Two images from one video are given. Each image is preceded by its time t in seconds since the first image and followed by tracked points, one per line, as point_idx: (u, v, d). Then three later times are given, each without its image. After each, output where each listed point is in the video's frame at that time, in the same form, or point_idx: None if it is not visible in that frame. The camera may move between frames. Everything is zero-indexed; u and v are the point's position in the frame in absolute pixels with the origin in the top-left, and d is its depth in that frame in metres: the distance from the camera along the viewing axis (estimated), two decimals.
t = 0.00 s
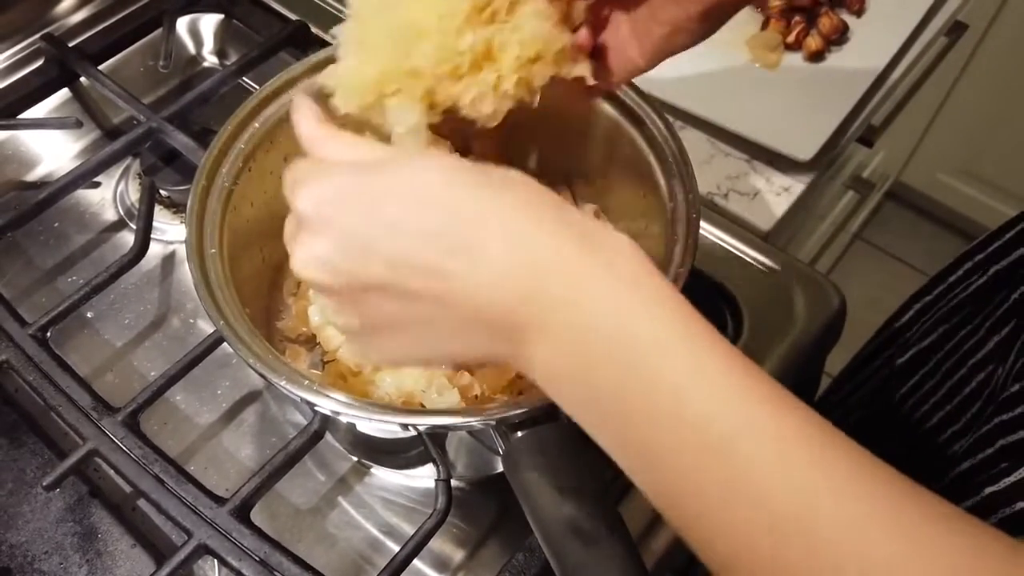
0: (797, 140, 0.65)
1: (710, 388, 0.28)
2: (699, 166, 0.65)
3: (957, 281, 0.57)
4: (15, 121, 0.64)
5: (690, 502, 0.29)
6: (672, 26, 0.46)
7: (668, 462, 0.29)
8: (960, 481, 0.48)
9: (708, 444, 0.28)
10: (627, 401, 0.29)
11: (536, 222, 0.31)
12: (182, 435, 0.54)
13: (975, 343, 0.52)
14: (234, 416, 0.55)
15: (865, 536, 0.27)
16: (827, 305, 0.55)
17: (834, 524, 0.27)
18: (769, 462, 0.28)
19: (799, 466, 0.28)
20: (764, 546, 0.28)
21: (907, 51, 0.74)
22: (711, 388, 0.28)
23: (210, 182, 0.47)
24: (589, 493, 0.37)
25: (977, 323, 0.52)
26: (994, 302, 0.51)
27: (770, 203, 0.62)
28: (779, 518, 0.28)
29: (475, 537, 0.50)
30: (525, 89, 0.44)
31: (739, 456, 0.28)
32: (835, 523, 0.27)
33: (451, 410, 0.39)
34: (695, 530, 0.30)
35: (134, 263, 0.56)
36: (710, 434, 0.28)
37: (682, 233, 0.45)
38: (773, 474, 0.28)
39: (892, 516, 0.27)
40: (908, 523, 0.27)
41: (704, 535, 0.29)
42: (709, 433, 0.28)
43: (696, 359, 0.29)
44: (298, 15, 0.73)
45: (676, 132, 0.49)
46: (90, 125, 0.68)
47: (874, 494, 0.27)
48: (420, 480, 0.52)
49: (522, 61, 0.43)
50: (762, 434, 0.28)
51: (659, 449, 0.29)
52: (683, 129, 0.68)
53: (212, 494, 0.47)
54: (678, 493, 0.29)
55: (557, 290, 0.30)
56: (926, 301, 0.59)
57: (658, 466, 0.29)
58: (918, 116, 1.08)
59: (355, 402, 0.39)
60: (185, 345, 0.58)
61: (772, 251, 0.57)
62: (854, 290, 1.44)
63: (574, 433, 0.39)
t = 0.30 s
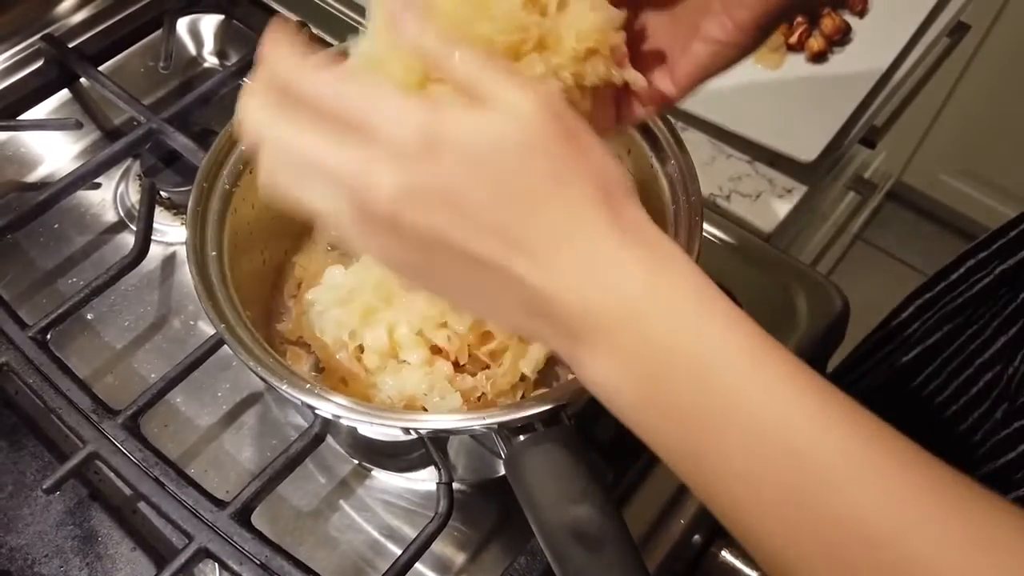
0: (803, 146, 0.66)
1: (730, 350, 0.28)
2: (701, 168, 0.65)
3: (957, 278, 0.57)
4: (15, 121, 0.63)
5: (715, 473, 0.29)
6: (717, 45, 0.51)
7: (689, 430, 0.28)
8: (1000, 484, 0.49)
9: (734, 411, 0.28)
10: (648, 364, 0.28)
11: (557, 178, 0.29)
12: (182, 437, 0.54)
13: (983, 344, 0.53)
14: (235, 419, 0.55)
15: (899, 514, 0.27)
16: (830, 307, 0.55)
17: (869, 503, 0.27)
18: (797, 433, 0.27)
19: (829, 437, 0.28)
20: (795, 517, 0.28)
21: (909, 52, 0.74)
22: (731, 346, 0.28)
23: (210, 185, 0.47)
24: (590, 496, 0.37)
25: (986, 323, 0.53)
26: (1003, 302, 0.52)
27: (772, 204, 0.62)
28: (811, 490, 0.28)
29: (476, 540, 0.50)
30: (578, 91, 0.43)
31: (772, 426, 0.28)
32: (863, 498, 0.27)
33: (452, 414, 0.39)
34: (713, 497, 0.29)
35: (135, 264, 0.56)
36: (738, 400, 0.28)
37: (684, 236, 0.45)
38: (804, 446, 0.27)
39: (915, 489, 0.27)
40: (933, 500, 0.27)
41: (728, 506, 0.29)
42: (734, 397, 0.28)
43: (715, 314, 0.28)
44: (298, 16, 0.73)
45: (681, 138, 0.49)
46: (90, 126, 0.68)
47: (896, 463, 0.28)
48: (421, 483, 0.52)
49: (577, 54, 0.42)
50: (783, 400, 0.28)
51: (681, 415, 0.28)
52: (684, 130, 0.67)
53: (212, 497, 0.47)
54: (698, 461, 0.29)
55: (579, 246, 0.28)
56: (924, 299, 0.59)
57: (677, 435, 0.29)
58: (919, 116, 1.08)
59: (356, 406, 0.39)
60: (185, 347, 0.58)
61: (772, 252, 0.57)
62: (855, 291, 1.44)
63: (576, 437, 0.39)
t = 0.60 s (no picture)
0: (803, 144, 0.65)
1: (713, 323, 0.30)
2: (703, 169, 0.65)
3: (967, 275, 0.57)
4: (17, 123, 0.63)
5: (709, 449, 0.30)
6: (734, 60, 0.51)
7: (679, 406, 0.30)
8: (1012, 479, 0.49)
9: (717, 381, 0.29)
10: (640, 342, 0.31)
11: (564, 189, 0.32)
12: (184, 438, 0.54)
13: (992, 343, 0.53)
14: (237, 420, 0.55)
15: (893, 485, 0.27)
16: (832, 308, 0.55)
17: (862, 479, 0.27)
18: (779, 402, 0.29)
19: (812, 406, 0.28)
20: (786, 491, 0.29)
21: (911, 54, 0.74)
22: (711, 320, 0.30)
23: (213, 186, 0.47)
24: (594, 498, 0.37)
25: (995, 322, 0.53)
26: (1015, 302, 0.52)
27: (774, 205, 0.62)
28: (794, 459, 0.28)
29: (479, 542, 0.50)
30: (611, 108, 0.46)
31: (756, 397, 0.29)
32: (853, 469, 0.28)
33: (456, 416, 0.39)
34: (714, 480, 0.30)
35: (137, 266, 0.56)
36: (718, 368, 0.29)
37: (688, 238, 0.45)
38: (789, 414, 0.28)
39: (903, 454, 0.28)
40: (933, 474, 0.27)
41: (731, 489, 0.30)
42: (714, 365, 0.29)
43: (696, 291, 0.30)
44: (299, 16, 0.72)
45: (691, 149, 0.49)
46: (92, 127, 0.68)
47: (883, 430, 0.28)
48: (424, 484, 0.52)
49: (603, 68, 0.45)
50: (766, 371, 0.29)
51: (671, 393, 0.30)
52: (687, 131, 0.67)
53: (214, 499, 0.47)
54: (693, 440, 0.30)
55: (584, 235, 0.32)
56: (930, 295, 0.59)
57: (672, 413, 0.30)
58: (921, 117, 1.08)
59: (359, 408, 0.39)
60: (187, 349, 0.58)
61: (774, 253, 0.57)
62: (856, 291, 1.44)
63: (579, 439, 0.39)
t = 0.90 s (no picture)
0: (806, 144, 0.65)
1: (716, 319, 0.30)
2: (706, 169, 0.65)
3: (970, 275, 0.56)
4: (16, 122, 0.63)
5: (713, 447, 0.30)
6: (720, 61, 0.50)
7: (681, 402, 0.30)
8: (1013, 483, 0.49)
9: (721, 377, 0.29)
10: (641, 338, 0.31)
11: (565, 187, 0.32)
12: (184, 440, 0.54)
13: (995, 344, 0.53)
14: (238, 421, 0.55)
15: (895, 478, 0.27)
16: (836, 309, 0.54)
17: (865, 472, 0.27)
18: (782, 398, 0.28)
19: (816, 403, 0.28)
20: (790, 489, 0.28)
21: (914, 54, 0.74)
22: (714, 316, 0.30)
23: (213, 186, 0.46)
24: (597, 502, 0.36)
25: (995, 323, 0.53)
26: (1014, 302, 0.52)
27: (777, 206, 0.62)
28: (797, 457, 0.28)
29: (481, 544, 0.50)
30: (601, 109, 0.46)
31: (758, 392, 0.29)
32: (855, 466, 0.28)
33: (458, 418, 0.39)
34: (716, 477, 0.30)
35: (137, 266, 0.55)
36: (721, 365, 0.29)
37: (691, 239, 0.44)
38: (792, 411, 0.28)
39: (904, 453, 0.27)
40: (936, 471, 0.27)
41: (734, 485, 0.30)
42: (716, 362, 0.29)
43: (698, 287, 0.30)
44: (300, 16, 0.72)
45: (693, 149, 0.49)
46: (92, 126, 0.68)
47: (888, 426, 0.28)
48: (425, 486, 0.51)
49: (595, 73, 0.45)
50: (769, 367, 0.29)
51: (673, 388, 0.30)
52: (689, 131, 0.67)
53: (215, 500, 0.46)
54: (695, 437, 0.30)
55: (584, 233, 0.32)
56: (934, 296, 0.59)
57: (673, 409, 0.30)
58: (923, 117, 1.08)
59: (361, 410, 0.39)
60: (187, 349, 0.57)
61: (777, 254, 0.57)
62: (857, 292, 1.44)
63: (583, 441, 0.38)
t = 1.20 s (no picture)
0: (805, 146, 0.65)
1: (695, 327, 0.28)
2: (706, 170, 0.65)
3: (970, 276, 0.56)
4: (17, 123, 0.63)
5: (695, 461, 0.29)
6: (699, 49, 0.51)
7: (662, 415, 0.29)
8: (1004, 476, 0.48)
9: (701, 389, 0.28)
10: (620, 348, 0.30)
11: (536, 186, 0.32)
12: (184, 441, 0.54)
13: (993, 342, 0.52)
14: (237, 422, 0.55)
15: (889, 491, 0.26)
16: (835, 310, 0.54)
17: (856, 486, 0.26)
18: (765, 411, 0.27)
19: (802, 416, 0.27)
20: (776, 504, 0.27)
21: (915, 55, 0.74)
22: (693, 323, 0.29)
23: (213, 188, 0.46)
24: (597, 504, 0.36)
25: (995, 321, 0.53)
26: (1015, 301, 0.52)
27: (777, 207, 0.62)
28: (780, 471, 0.27)
29: (481, 546, 0.50)
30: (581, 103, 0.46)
31: (742, 406, 0.28)
32: (848, 481, 0.26)
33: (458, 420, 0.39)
34: (702, 491, 0.29)
35: (136, 267, 0.55)
36: (702, 376, 0.28)
37: (691, 242, 0.44)
38: (778, 424, 0.27)
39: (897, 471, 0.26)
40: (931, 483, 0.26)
41: (718, 498, 0.29)
42: (697, 374, 0.28)
43: (675, 293, 0.29)
44: (301, 17, 0.72)
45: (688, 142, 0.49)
46: (92, 127, 0.68)
47: (879, 440, 0.27)
48: (425, 487, 0.51)
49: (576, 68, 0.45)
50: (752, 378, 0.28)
51: (654, 400, 0.29)
52: (689, 132, 0.67)
53: (214, 502, 0.46)
54: (678, 448, 0.29)
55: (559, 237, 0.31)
56: (934, 295, 0.59)
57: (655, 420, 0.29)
58: (923, 117, 1.08)
59: (359, 412, 0.39)
60: (187, 351, 0.57)
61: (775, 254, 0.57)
62: (857, 293, 1.44)
63: (581, 444, 0.38)
